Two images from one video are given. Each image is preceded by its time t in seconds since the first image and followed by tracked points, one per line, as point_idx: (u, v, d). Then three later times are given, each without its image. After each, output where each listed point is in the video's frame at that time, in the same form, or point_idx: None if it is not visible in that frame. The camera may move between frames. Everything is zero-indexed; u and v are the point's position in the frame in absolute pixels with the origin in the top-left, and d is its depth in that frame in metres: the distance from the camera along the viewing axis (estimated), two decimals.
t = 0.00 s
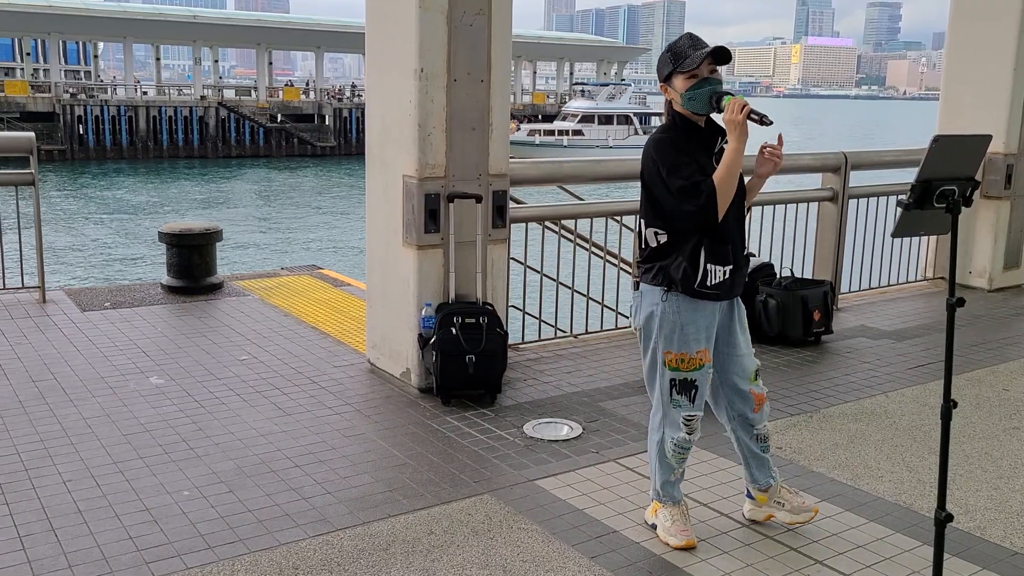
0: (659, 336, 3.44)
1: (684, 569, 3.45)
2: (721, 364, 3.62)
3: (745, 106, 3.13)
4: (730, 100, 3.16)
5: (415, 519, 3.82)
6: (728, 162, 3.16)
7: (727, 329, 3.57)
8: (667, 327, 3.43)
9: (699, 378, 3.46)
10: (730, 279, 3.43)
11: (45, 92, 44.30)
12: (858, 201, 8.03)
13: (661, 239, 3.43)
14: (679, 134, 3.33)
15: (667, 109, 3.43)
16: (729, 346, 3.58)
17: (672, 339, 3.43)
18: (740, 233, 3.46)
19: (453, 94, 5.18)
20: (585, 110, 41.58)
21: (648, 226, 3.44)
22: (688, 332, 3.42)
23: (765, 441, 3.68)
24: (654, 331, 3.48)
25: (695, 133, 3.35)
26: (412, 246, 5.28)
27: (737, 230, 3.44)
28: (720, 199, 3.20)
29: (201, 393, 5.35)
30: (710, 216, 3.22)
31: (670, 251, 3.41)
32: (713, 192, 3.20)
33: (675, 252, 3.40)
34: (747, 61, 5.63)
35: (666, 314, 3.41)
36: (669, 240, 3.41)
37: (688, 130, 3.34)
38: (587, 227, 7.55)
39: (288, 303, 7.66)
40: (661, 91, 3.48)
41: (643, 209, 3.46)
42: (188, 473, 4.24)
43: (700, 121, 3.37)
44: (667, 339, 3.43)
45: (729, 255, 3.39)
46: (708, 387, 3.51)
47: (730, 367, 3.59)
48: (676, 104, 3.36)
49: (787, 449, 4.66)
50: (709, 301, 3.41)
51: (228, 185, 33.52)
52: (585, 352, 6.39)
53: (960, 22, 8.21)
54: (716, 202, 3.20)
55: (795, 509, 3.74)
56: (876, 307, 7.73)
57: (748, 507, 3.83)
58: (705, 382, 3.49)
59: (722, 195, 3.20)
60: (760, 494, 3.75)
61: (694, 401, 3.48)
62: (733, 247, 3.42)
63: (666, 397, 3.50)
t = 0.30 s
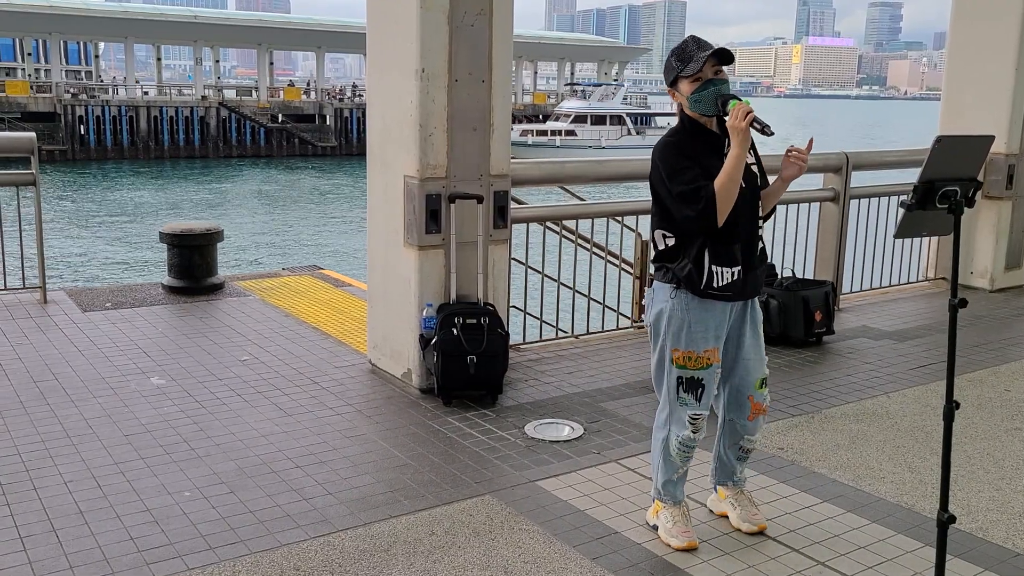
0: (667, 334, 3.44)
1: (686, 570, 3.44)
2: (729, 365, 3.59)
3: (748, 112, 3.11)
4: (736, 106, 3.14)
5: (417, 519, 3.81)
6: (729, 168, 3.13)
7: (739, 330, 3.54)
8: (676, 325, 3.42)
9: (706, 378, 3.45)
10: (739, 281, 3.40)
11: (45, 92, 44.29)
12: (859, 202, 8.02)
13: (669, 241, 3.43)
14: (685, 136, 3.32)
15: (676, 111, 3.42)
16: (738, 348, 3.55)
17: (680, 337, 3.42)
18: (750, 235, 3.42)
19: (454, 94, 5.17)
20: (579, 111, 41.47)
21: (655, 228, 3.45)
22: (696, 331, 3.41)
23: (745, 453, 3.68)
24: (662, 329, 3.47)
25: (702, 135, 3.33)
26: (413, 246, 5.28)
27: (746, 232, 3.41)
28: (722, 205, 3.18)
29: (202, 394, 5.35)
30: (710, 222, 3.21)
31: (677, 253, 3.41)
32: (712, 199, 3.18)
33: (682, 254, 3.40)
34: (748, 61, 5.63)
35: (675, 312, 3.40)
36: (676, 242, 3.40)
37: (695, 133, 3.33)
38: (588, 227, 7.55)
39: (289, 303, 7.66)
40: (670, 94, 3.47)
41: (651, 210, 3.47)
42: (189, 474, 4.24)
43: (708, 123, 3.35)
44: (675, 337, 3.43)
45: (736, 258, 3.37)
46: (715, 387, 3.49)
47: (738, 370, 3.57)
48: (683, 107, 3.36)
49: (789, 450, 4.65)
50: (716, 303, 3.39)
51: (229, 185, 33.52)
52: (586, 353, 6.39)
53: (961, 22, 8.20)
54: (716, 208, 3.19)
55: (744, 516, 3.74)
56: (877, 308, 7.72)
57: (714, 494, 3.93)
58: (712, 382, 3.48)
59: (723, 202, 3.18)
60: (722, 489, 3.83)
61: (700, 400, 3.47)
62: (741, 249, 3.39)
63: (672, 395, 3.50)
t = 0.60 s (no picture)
0: (683, 330, 3.43)
1: (688, 571, 3.44)
2: (747, 362, 3.56)
3: (758, 112, 3.07)
4: (746, 106, 3.10)
5: (418, 519, 3.81)
6: (739, 168, 3.11)
7: (758, 328, 3.50)
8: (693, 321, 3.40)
9: (722, 374, 3.44)
10: (758, 278, 3.36)
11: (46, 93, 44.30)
12: (860, 202, 8.02)
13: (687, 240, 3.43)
14: (703, 136, 3.33)
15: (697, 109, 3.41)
16: (756, 346, 3.52)
17: (697, 333, 3.40)
18: (770, 232, 3.37)
19: (455, 94, 5.17)
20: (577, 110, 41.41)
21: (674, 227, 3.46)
22: (713, 328, 3.39)
23: (760, 451, 3.67)
24: (680, 325, 3.46)
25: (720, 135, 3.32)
26: (415, 246, 5.28)
27: (765, 228, 3.36)
28: (732, 204, 3.17)
29: (203, 394, 5.35)
30: (720, 221, 3.21)
31: (694, 251, 3.41)
32: (722, 198, 3.18)
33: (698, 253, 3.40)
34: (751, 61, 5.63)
35: (693, 309, 3.40)
36: (693, 241, 3.40)
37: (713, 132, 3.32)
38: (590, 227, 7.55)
39: (290, 303, 7.66)
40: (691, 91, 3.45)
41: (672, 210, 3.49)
42: (191, 474, 4.24)
43: (728, 123, 3.32)
44: (692, 334, 3.41)
45: (754, 255, 3.34)
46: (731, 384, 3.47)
47: (756, 367, 3.53)
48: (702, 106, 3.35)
49: (790, 450, 4.65)
50: (733, 301, 3.38)
51: (230, 185, 33.52)
52: (588, 353, 6.38)
53: (962, 22, 8.19)
54: (725, 207, 3.18)
55: (745, 517, 3.74)
56: (879, 308, 7.72)
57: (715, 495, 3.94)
58: (729, 379, 3.46)
59: (732, 201, 3.17)
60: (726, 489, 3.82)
61: (717, 396, 3.46)
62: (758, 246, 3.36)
63: (688, 391, 3.48)
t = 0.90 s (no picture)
0: (698, 327, 3.43)
1: (688, 571, 3.44)
2: (761, 362, 3.54)
3: (775, 121, 3.06)
4: (763, 113, 3.09)
5: (418, 519, 3.81)
6: (753, 174, 3.11)
7: (775, 327, 3.48)
8: (707, 318, 3.40)
9: (734, 373, 3.42)
10: (773, 278, 3.35)
11: (45, 92, 44.23)
12: (859, 202, 8.02)
13: (702, 242, 3.44)
14: (720, 139, 3.32)
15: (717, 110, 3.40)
16: (771, 346, 3.50)
17: (710, 330, 3.39)
18: (784, 233, 3.38)
19: (455, 93, 5.17)
20: (575, 110, 41.38)
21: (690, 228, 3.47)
22: (728, 325, 3.38)
23: (767, 453, 3.65)
24: (695, 321, 3.46)
25: (739, 138, 3.31)
26: (415, 246, 5.28)
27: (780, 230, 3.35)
28: (744, 210, 3.17)
29: (203, 393, 5.35)
30: (731, 226, 3.21)
31: (708, 252, 3.42)
32: (734, 203, 3.18)
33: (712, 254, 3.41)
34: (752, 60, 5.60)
35: (708, 306, 3.40)
36: (708, 243, 3.42)
37: (730, 135, 3.31)
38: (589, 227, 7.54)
39: (288, 303, 7.65)
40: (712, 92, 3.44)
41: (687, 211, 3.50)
42: (191, 473, 4.23)
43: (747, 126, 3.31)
44: (706, 331, 3.41)
45: (768, 256, 3.33)
46: (743, 384, 3.46)
47: (770, 367, 3.51)
48: (721, 108, 3.34)
49: (790, 450, 4.65)
50: (746, 301, 3.36)
51: (229, 185, 33.48)
52: (588, 353, 6.38)
53: (962, 22, 8.20)
54: (737, 212, 3.19)
55: (745, 517, 3.74)
56: (878, 308, 7.72)
57: (716, 494, 3.93)
58: (741, 379, 3.45)
59: (744, 206, 3.17)
60: (725, 489, 3.82)
61: (727, 395, 3.45)
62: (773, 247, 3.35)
63: (699, 388, 3.48)
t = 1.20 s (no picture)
0: (706, 324, 3.43)
1: (688, 571, 3.44)
2: (770, 363, 3.53)
3: (784, 129, 3.04)
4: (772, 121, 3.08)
5: (417, 519, 3.80)
6: (759, 180, 3.11)
7: (785, 329, 3.47)
8: (715, 315, 3.41)
9: (740, 372, 3.42)
10: (781, 282, 3.33)
11: (43, 91, 44.22)
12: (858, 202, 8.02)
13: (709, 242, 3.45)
14: (733, 140, 3.31)
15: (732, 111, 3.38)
16: (781, 347, 3.49)
17: (717, 327, 3.40)
18: (795, 236, 3.36)
19: (455, 93, 5.16)
20: (574, 109, 41.39)
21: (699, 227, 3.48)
22: (736, 324, 3.37)
23: (774, 455, 3.65)
24: (704, 318, 3.47)
25: (751, 141, 3.29)
26: (414, 246, 5.27)
27: (787, 233, 3.34)
28: (748, 215, 3.18)
29: (202, 393, 5.34)
30: (735, 230, 3.23)
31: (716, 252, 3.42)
32: (739, 208, 3.19)
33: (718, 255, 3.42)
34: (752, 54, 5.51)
35: (716, 304, 3.40)
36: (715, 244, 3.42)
37: (743, 137, 3.30)
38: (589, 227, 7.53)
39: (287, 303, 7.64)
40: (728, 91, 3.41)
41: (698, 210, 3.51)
42: (190, 473, 4.23)
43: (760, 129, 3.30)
44: (714, 328, 3.41)
45: (776, 259, 3.32)
46: (750, 384, 3.45)
47: (780, 369, 3.50)
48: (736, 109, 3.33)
49: (789, 450, 4.64)
50: (752, 302, 3.35)
51: (228, 184, 33.46)
52: (587, 353, 6.38)
53: (961, 22, 8.20)
54: (741, 217, 3.20)
55: (745, 517, 3.73)
56: (877, 308, 7.72)
57: (716, 494, 3.93)
58: (747, 379, 3.44)
59: (749, 211, 3.17)
60: (726, 489, 3.82)
61: (733, 394, 3.44)
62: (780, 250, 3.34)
63: (705, 386, 3.48)
